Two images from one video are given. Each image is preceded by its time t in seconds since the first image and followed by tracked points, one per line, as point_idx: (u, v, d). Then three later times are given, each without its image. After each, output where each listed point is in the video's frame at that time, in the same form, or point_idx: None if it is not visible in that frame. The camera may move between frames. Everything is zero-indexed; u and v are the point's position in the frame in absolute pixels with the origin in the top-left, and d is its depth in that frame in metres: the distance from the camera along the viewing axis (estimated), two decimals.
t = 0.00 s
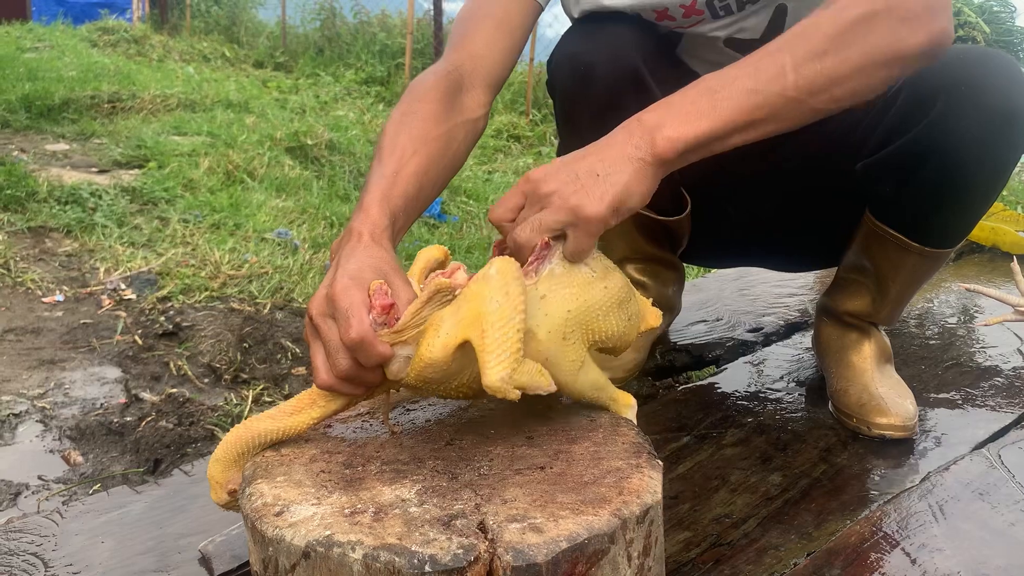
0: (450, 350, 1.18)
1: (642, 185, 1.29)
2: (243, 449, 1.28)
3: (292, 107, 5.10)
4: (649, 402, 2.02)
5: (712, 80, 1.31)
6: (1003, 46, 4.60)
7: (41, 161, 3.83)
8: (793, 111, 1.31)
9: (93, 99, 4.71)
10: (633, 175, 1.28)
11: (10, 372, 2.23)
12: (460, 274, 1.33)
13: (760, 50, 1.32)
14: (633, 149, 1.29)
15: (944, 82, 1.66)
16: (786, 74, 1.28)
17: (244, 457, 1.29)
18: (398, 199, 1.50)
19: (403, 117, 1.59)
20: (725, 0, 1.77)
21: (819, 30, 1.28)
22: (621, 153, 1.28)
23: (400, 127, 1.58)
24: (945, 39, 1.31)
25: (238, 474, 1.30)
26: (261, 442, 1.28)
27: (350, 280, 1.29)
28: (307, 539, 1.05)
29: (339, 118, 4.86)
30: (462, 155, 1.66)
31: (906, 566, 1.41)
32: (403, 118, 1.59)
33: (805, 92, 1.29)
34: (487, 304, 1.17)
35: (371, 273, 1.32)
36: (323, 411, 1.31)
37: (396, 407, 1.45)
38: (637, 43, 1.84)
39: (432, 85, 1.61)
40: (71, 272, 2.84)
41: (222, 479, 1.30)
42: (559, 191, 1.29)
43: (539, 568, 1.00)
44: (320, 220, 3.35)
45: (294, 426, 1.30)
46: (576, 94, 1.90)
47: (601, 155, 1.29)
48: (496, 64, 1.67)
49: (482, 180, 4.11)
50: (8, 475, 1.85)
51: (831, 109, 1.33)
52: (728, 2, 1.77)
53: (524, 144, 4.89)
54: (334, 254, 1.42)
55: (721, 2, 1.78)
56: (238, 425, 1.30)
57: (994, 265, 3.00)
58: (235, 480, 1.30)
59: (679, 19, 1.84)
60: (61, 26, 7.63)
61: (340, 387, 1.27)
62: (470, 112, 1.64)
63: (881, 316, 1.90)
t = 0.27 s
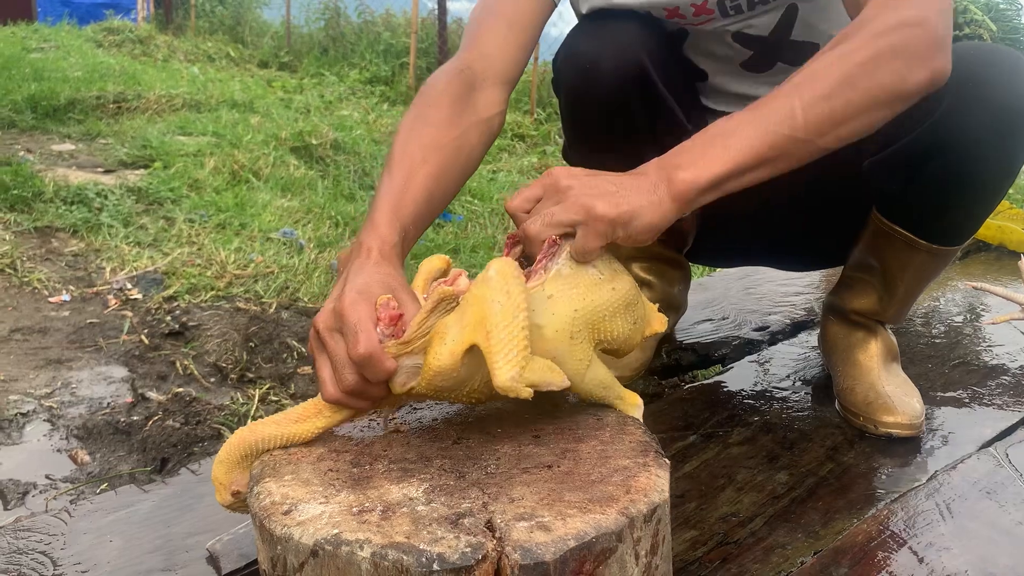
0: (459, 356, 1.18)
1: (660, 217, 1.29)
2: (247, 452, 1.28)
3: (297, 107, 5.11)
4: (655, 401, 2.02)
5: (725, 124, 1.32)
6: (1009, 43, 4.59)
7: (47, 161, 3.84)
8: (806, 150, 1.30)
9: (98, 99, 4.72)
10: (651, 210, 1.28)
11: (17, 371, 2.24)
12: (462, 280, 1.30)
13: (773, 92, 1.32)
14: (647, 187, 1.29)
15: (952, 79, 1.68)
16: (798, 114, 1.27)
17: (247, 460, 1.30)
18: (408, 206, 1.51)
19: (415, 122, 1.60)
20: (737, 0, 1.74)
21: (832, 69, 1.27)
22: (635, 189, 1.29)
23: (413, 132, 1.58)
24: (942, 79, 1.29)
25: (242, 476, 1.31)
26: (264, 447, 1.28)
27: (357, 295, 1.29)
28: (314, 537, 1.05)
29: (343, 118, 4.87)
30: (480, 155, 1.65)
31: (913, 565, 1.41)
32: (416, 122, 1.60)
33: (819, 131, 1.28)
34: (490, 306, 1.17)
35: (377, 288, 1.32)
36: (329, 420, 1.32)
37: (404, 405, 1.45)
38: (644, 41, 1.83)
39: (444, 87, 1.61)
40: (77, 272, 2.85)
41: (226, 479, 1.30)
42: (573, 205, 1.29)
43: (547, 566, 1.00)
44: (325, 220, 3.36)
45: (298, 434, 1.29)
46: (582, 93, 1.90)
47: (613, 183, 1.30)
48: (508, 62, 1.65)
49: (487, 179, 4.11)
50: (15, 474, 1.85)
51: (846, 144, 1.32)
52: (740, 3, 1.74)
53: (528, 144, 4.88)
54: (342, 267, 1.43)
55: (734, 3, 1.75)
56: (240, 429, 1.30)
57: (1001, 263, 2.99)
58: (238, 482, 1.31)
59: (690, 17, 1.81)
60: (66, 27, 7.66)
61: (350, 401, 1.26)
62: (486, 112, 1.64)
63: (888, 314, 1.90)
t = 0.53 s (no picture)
0: (469, 371, 1.20)
1: (690, 250, 1.24)
2: (242, 450, 1.30)
3: (299, 107, 5.11)
4: (657, 402, 2.02)
5: (753, 156, 1.28)
6: (1013, 44, 4.58)
7: (50, 161, 3.85)
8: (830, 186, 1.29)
9: (101, 99, 4.73)
10: (684, 244, 1.23)
11: (20, 371, 2.24)
12: (466, 295, 1.32)
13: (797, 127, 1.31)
14: (679, 219, 1.23)
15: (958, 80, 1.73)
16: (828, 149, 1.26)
17: (243, 456, 1.31)
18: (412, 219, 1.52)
19: (419, 135, 1.61)
20: (746, 10, 1.72)
21: (862, 106, 1.26)
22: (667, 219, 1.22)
23: (416, 146, 1.59)
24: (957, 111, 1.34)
25: (239, 472, 1.33)
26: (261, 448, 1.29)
27: (361, 319, 1.30)
28: (318, 537, 1.06)
29: (346, 118, 4.88)
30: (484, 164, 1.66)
31: (915, 565, 1.41)
32: (419, 135, 1.61)
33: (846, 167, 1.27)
34: (497, 320, 1.19)
35: (379, 309, 1.33)
36: (331, 438, 1.29)
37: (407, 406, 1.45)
38: (647, 43, 1.83)
39: (446, 100, 1.62)
40: (80, 272, 2.86)
41: (222, 473, 1.32)
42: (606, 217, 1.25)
43: (549, 566, 1.00)
44: (328, 220, 3.36)
45: (303, 443, 1.28)
46: (584, 95, 1.90)
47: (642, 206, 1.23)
48: (512, 71, 1.63)
49: (489, 179, 4.11)
50: (19, 474, 1.86)
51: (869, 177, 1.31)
52: (749, 12, 1.72)
53: (530, 144, 4.88)
54: (345, 289, 1.43)
55: (743, 12, 1.72)
56: (239, 428, 1.31)
57: (1003, 264, 2.99)
58: (234, 477, 1.33)
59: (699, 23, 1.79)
60: (69, 28, 7.68)
61: (355, 424, 1.27)
62: (490, 123, 1.64)
63: (890, 314, 1.90)
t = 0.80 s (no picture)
0: (445, 395, 1.21)
1: (711, 265, 1.25)
2: (230, 448, 1.32)
3: (301, 107, 5.11)
4: (659, 402, 2.02)
5: (771, 182, 1.31)
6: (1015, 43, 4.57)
7: (52, 162, 3.85)
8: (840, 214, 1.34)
9: (103, 100, 4.74)
10: (705, 257, 1.24)
11: (22, 371, 2.24)
12: (452, 313, 1.29)
13: (814, 155, 1.34)
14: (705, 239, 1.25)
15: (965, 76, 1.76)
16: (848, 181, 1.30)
17: (231, 456, 1.33)
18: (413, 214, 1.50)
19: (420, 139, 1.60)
20: (756, 18, 1.72)
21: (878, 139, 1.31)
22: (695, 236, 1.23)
23: (417, 149, 1.59)
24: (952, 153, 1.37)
25: (228, 475, 1.35)
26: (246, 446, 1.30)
27: (347, 332, 1.29)
28: (321, 537, 1.06)
29: (347, 118, 4.88)
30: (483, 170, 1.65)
31: (918, 565, 1.41)
32: (421, 139, 1.60)
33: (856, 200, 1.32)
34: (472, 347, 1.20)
35: (364, 318, 1.31)
36: (316, 439, 1.29)
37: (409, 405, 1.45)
38: (654, 45, 1.84)
39: (448, 104, 1.62)
40: (82, 272, 2.86)
41: (212, 476, 1.35)
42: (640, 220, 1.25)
43: (552, 566, 1.00)
44: (329, 220, 3.36)
45: (285, 442, 1.29)
46: (590, 96, 1.90)
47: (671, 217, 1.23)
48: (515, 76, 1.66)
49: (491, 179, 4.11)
50: (21, 474, 1.86)
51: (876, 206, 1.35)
52: (759, 19, 1.72)
53: (532, 144, 4.88)
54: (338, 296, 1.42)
55: (754, 19, 1.73)
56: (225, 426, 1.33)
57: (1006, 263, 2.99)
58: (224, 480, 1.35)
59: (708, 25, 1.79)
60: (70, 28, 7.69)
61: (341, 434, 1.26)
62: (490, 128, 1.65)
63: (896, 313, 1.90)
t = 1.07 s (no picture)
0: (453, 321, 1.19)
1: (716, 198, 1.29)
2: (254, 436, 1.34)
3: (302, 106, 5.11)
4: (661, 399, 2.01)
5: (792, 132, 1.35)
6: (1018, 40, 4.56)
7: (53, 160, 3.85)
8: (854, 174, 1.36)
9: (104, 99, 4.74)
10: (713, 191, 1.29)
11: (24, 370, 2.24)
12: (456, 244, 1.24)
13: (838, 114, 1.37)
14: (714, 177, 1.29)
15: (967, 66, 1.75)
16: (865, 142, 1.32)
17: (253, 447, 1.34)
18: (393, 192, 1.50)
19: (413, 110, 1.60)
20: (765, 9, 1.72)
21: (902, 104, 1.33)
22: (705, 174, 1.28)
23: (409, 119, 1.58)
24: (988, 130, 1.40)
25: (249, 470, 1.36)
26: (265, 426, 1.34)
27: (348, 259, 1.30)
28: (321, 535, 1.05)
29: (349, 117, 4.87)
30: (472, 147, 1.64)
31: (921, 563, 1.40)
32: (412, 111, 1.60)
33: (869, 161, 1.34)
34: (485, 275, 1.17)
35: (364, 253, 1.32)
36: (319, 391, 1.35)
37: (410, 403, 1.44)
38: (662, 40, 1.83)
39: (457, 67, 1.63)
40: (83, 271, 2.86)
41: (234, 469, 1.36)
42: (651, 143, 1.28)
43: (554, 564, 1.00)
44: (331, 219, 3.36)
45: (297, 404, 1.35)
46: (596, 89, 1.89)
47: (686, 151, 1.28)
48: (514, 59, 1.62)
49: (492, 177, 4.11)
50: (23, 473, 1.86)
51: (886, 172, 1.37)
52: (768, 11, 1.72)
53: (533, 142, 4.88)
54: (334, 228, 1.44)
55: (762, 11, 1.72)
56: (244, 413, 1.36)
57: (1008, 261, 2.98)
58: (245, 475, 1.36)
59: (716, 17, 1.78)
60: (71, 27, 7.69)
61: (334, 362, 1.30)
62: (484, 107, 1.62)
63: (899, 308, 1.89)
